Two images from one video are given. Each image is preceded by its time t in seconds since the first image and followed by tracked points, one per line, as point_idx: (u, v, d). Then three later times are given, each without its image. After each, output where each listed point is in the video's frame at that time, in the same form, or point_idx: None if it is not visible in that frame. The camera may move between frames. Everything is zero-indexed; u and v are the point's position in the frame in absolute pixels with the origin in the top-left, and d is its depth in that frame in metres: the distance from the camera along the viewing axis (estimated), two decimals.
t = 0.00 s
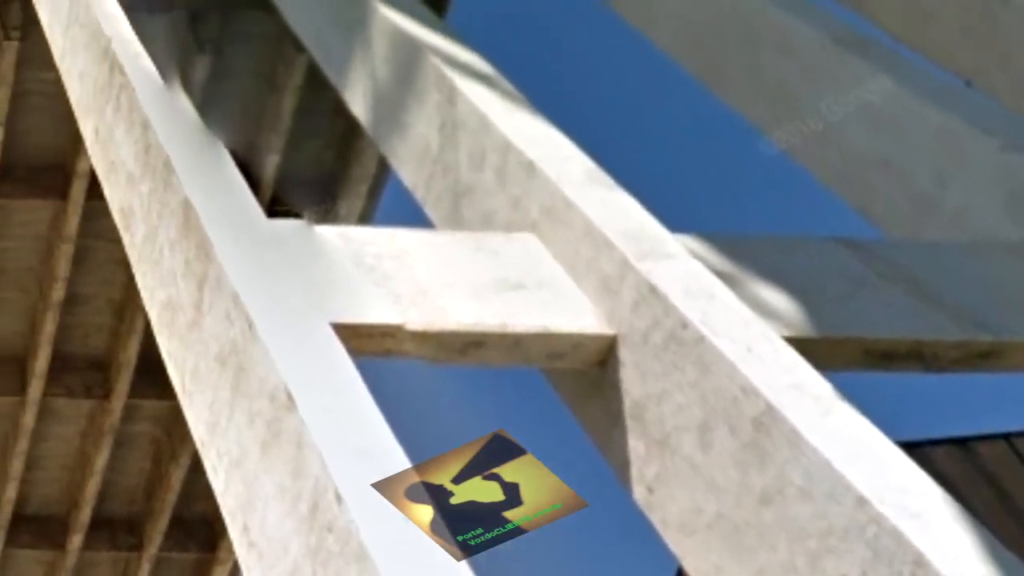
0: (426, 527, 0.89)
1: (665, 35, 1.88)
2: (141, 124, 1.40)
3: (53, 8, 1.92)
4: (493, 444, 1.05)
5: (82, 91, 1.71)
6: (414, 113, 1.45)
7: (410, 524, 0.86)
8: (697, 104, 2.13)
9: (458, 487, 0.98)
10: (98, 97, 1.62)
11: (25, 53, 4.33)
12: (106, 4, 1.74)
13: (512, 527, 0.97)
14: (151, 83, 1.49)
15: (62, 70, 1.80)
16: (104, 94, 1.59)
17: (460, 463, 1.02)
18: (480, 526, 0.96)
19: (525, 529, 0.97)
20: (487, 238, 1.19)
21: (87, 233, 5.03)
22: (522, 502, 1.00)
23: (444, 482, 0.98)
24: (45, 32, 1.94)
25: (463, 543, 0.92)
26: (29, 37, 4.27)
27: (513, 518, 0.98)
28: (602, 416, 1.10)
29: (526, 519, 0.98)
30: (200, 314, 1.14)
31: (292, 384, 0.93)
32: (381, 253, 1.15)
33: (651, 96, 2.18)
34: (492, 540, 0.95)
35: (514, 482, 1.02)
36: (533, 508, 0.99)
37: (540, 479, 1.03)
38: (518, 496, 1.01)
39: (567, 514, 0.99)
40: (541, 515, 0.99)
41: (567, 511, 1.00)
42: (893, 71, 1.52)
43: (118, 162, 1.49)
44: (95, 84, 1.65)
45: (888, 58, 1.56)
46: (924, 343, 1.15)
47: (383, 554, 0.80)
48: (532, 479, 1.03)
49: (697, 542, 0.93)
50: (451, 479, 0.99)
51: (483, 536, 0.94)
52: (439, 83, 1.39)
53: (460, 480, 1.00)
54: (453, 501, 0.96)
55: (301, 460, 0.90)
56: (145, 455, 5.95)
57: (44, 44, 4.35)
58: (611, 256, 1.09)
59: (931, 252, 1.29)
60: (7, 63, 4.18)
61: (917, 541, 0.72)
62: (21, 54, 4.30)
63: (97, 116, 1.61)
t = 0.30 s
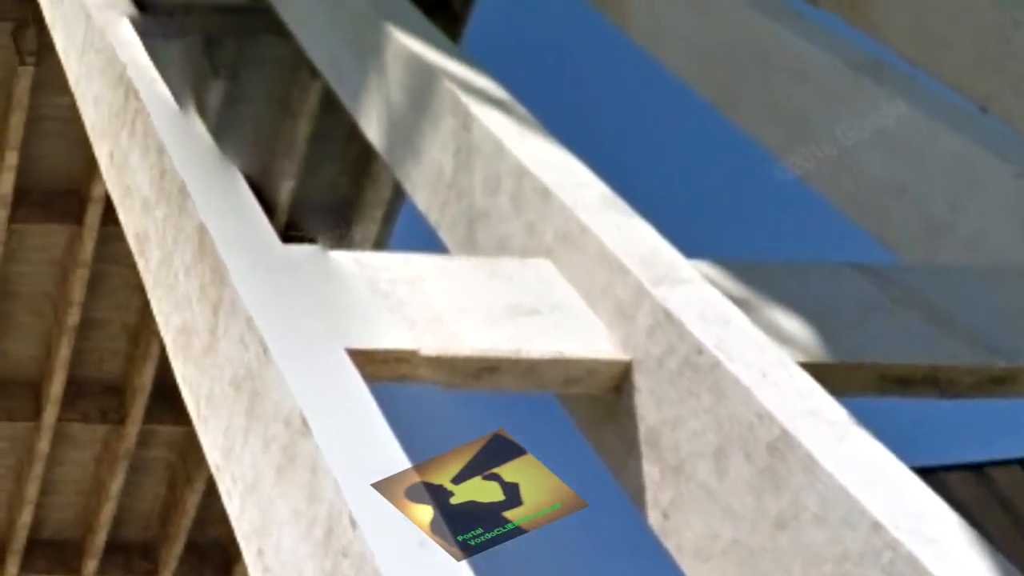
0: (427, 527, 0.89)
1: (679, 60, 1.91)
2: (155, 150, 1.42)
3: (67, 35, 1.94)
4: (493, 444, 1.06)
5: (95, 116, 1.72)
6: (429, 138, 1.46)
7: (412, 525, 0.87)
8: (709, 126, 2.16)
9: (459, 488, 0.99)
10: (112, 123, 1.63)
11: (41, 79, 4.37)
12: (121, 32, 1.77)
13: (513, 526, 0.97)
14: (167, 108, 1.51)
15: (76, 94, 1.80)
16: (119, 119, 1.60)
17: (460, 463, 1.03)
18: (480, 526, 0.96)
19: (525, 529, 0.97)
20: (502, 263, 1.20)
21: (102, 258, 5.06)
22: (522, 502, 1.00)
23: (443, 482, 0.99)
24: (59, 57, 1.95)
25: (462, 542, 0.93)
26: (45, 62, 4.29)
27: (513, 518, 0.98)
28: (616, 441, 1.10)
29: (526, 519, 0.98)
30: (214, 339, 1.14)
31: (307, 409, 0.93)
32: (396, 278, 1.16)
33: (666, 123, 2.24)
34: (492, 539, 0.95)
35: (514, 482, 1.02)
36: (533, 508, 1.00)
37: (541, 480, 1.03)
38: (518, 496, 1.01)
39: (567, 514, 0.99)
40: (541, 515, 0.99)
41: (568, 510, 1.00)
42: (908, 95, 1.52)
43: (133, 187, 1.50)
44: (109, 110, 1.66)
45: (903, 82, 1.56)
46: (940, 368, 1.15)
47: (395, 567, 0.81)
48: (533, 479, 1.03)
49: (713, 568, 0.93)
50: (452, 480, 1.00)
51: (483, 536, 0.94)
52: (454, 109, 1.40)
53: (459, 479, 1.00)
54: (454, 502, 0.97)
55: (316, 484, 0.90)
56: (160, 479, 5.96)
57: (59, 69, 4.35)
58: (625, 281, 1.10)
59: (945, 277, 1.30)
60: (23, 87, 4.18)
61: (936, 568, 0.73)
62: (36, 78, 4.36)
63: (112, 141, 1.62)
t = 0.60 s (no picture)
0: (427, 527, 0.90)
1: (695, 86, 1.94)
2: (170, 176, 1.43)
3: (82, 62, 1.96)
4: (493, 444, 1.05)
5: (111, 142, 1.73)
6: (444, 164, 1.47)
7: (411, 525, 0.89)
8: (724, 155, 2.19)
9: (458, 488, 0.99)
10: (127, 149, 1.64)
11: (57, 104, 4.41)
12: (135, 58, 1.77)
13: (513, 526, 0.97)
14: (183, 133, 1.52)
15: (92, 120, 1.81)
16: (134, 146, 1.61)
17: (460, 463, 1.02)
18: (480, 526, 0.96)
19: (525, 529, 0.97)
20: (517, 288, 1.20)
21: (117, 284, 5.09)
22: (522, 502, 1.00)
23: (444, 483, 0.99)
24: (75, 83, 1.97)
25: (464, 542, 0.93)
26: (59, 87, 4.30)
27: (513, 518, 0.98)
28: (631, 466, 1.11)
29: (526, 519, 0.98)
30: (229, 365, 1.15)
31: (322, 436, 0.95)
32: (410, 304, 1.17)
33: (679, 150, 2.26)
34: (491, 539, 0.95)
35: (514, 482, 1.02)
36: (534, 508, 0.99)
37: (540, 479, 1.03)
38: (518, 496, 1.00)
39: (567, 514, 0.99)
40: (541, 515, 0.98)
41: (568, 510, 0.99)
42: (923, 120, 1.52)
43: (148, 213, 1.51)
44: (124, 136, 1.67)
45: (917, 107, 1.57)
46: (955, 395, 1.15)
47: None
48: (532, 479, 1.02)
49: None
50: (452, 480, 1.00)
51: (483, 537, 0.94)
52: (468, 134, 1.41)
53: (460, 479, 1.00)
54: (454, 502, 0.97)
55: (331, 509, 0.91)
56: (174, 504, 5.98)
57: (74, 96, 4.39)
58: (640, 306, 1.11)
59: (960, 302, 1.30)
60: (39, 112, 4.21)
61: None
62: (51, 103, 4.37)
63: (128, 167, 1.63)
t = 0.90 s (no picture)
0: (427, 527, 0.92)
1: (710, 111, 1.94)
2: (184, 201, 1.43)
3: (95, 84, 1.92)
4: (493, 444, 1.06)
5: (125, 166, 1.72)
6: (460, 190, 1.48)
7: (411, 525, 0.91)
8: (738, 181, 2.21)
9: (459, 487, 1.00)
10: (141, 174, 1.64)
11: (72, 130, 4.41)
12: (150, 82, 1.74)
13: (513, 526, 0.97)
14: (196, 158, 1.51)
15: (107, 145, 1.80)
16: (148, 171, 1.61)
17: (460, 464, 1.04)
18: (480, 526, 0.97)
19: (525, 529, 0.97)
20: (532, 313, 1.21)
21: (131, 309, 5.10)
22: (523, 502, 1.00)
23: (443, 483, 1.00)
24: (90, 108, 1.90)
25: (463, 542, 0.94)
26: (75, 113, 4.33)
27: (513, 518, 0.98)
28: (646, 491, 1.11)
29: (526, 519, 0.98)
30: (244, 390, 1.15)
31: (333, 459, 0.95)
32: (425, 329, 1.17)
33: (694, 176, 2.27)
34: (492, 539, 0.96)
35: (515, 482, 1.03)
36: (534, 508, 1.00)
37: (539, 478, 1.03)
38: (519, 496, 1.01)
39: (567, 514, 0.99)
40: (541, 515, 0.99)
41: (568, 509, 1.00)
42: (939, 146, 1.52)
43: (162, 238, 1.52)
44: (138, 161, 1.66)
45: (934, 132, 1.57)
46: (971, 419, 1.15)
47: None
48: (533, 479, 1.03)
49: None
50: (452, 480, 1.01)
51: (483, 537, 0.95)
52: (484, 159, 1.41)
53: (460, 479, 1.01)
54: (453, 501, 0.98)
55: (346, 535, 0.91)
56: (189, 529, 5.98)
57: (89, 121, 4.38)
58: (655, 332, 1.11)
59: (976, 327, 1.30)
60: (53, 138, 4.24)
61: None
62: (67, 130, 4.40)
63: (142, 192, 1.63)
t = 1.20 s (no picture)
0: (427, 527, 0.94)
1: (725, 136, 1.95)
2: (200, 226, 1.44)
3: (111, 110, 1.89)
4: (493, 443, 1.07)
5: (140, 192, 1.74)
6: (475, 216, 1.49)
7: (411, 524, 0.94)
8: (753, 206, 2.28)
9: (458, 487, 1.02)
10: (156, 200, 1.65)
11: (87, 155, 4.44)
12: (165, 107, 1.72)
13: (512, 526, 0.98)
14: (211, 183, 1.52)
15: (121, 171, 1.81)
16: (164, 196, 1.62)
17: (461, 464, 1.05)
18: (480, 526, 0.98)
19: (524, 529, 0.98)
20: (547, 338, 1.22)
21: (146, 335, 5.13)
22: (523, 502, 1.01)
23: (443, 483, 1.02)
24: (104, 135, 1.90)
25: (463, 543, 0.96)
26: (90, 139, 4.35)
27: (513, 518, 0.99)
28: (660, 516, 1.11)
29: (525, 519, 0.99)
30: (259, 416, 1.16)
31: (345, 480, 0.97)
32: (441, 354, 1.18)
33: (710, 203, 2.35)
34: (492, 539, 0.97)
35: (515, 482, 1.03)
36: (533, 508, 1.00)
37: (537, 478, 1.04)
38: (518, 495, 1.02)
39: (567, 513, 1.00)
40: (541, 515, 0.99)
41: (567, 508, 1.00)
42: (953, 171, 1.53)
43: (178, 263, 1.53)
44: (153, 187, 1.68)
45: (948, 158, 1.57)
46: (986, 444, 1.15)
47: None
48: (533, 479, 1.04)
49: None
50: (452, 480, 1.03)
51: (483, 537, 0.97)
52: (500, 185, 1.43)
53: (460, 479, 1.03)
54: (453, 502, 1.00)
55: (362, 561, 0.92)
56: (205, 554, 6.00)
57: (104, 146, 4.42)
58: (670, 358, 1.12)
59: (990, 352, 1.30)
60: (68, 164, 4.27)
61: None
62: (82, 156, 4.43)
63: (157, 218, 1.64)
